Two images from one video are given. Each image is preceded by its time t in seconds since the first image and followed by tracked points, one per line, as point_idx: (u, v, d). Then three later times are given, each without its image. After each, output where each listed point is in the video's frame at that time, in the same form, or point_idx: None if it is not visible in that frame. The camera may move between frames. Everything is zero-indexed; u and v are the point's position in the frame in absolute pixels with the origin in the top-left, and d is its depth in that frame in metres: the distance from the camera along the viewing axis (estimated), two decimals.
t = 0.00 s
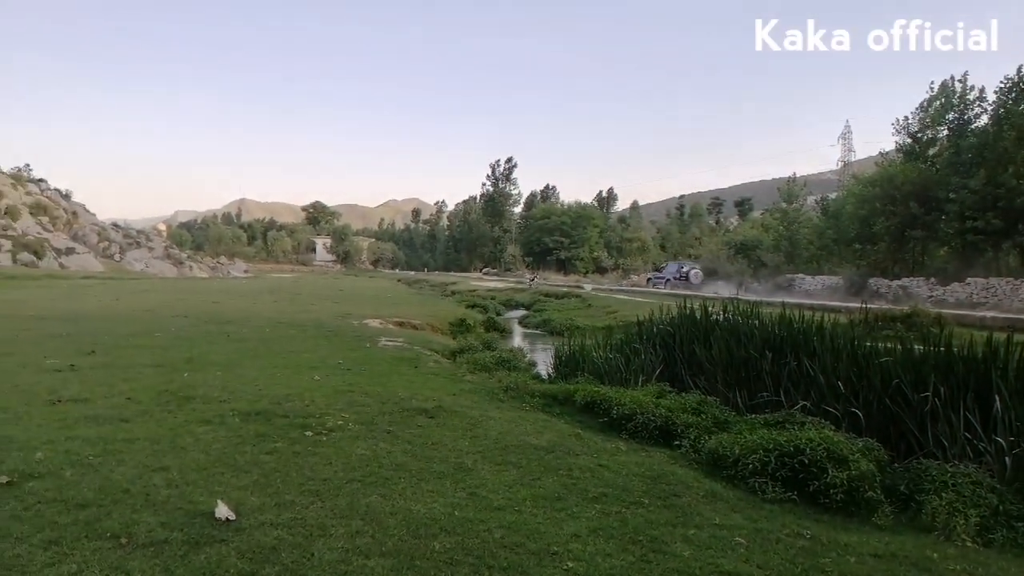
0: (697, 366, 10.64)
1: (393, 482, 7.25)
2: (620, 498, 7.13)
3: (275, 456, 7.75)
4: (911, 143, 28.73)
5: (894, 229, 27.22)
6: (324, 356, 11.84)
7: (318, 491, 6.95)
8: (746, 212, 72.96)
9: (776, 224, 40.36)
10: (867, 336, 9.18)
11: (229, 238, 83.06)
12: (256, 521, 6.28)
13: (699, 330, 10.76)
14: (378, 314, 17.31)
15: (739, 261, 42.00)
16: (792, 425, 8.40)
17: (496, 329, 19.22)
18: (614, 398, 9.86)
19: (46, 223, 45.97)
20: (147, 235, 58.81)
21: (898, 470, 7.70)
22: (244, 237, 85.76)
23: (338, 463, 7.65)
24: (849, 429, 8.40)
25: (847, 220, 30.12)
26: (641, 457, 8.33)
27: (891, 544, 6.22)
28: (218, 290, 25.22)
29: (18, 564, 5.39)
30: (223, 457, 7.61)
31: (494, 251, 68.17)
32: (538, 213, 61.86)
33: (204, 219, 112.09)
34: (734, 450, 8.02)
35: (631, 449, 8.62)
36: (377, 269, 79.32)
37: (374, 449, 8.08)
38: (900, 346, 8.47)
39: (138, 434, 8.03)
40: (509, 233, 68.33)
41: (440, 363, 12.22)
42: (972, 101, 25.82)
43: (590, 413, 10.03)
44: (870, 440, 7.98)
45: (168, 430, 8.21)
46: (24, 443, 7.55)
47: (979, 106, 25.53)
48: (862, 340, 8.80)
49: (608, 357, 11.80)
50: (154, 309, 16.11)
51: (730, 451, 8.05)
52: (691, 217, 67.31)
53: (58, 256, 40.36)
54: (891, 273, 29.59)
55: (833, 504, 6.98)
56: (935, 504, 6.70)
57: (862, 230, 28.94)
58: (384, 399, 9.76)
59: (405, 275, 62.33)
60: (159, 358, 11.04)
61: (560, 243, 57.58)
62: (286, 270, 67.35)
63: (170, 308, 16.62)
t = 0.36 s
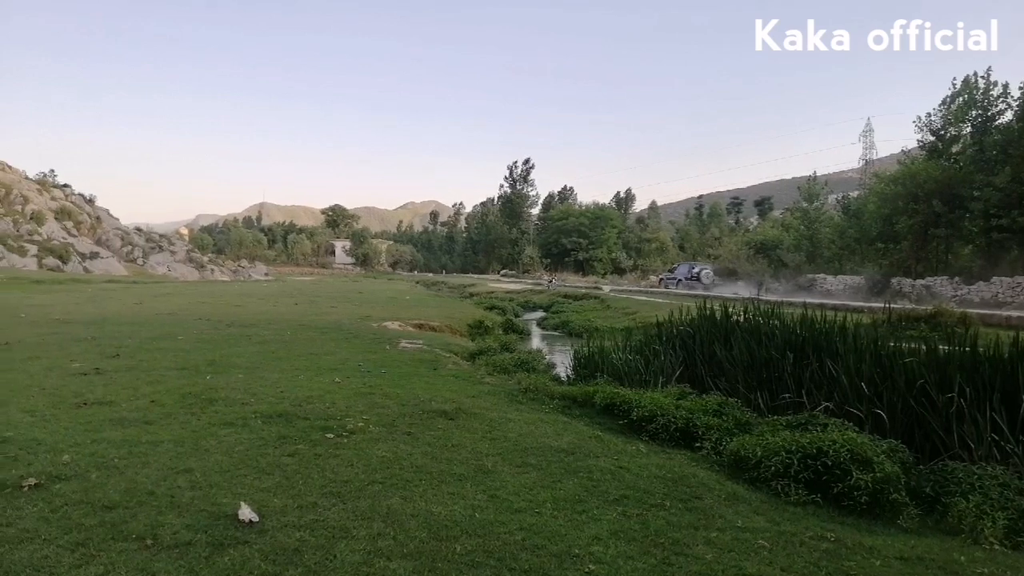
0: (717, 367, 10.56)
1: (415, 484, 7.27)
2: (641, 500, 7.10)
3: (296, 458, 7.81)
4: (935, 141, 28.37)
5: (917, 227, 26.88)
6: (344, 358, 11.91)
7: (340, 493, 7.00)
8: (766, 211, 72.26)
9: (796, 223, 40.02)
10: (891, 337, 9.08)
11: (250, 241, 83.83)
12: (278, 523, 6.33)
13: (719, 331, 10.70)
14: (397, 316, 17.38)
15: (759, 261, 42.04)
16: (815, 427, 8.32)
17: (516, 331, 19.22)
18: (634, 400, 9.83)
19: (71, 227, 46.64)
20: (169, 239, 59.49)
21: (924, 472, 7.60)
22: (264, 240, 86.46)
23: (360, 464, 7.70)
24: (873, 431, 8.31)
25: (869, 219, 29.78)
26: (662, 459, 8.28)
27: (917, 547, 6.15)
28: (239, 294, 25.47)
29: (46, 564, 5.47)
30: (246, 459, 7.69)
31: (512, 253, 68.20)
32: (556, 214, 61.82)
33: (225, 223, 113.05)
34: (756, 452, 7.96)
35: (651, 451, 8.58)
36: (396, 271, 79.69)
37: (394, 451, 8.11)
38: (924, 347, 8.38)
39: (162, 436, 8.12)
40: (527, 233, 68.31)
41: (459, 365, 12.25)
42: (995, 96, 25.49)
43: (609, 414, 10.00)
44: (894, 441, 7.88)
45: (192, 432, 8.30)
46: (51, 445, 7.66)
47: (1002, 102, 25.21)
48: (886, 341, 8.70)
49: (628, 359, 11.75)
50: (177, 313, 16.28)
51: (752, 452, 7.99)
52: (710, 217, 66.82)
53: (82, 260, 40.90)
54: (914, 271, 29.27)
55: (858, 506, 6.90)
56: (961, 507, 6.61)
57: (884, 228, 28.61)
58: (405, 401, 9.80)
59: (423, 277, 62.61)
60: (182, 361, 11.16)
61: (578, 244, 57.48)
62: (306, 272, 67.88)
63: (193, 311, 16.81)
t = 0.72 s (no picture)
0: (742, 369, 10.46)
1: (439, 485, 7.30)
2: (666, 502, 7.05)
3: (322, 458, 7.87)
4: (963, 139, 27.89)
5: (946, 226, 26.45)
6: (368, 359, 11.99)
7: (365, 493, 7.04)
8: (790, 211, 71.50)
9: (821, 223, 39.56)
10: (919, 338, 8.96)
11: (274, 244, 84.71)
12: (304, 523, 6.38)
13: (744, 332, 10.59)
14: (420, 318, 17.46)
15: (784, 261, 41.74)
16: (843, 429, 8.22)
17: (538, 332, 19.20)
18: (658, 402, 9.78)
19: (100, 230, 47.41)
20: (196, 242, 60.26)
21: (954, 475, 7.48)
22: (288, 242, 87.31)
23: (384, 465, 7.74)
24: (901, 433, 8.19)
25: (896, 219, 29.34)
26: (686, 461, 8.23)
27: (948, 550, 6.05)
28: (264, 296, 25.75)
29: (79, 561, 5.57)
30: (272, 459, 7.77)
31: (534, 254, 68.21)
32: (577, 215, 61.76)
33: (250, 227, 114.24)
34: (782, 454, 7.88)
35: (676, 453, 8.53)
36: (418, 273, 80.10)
37: (418, 451, 8.15)
38: (954, 349, 8.25)
39: (190, 436, 8.23)
40: (548, 235, 68.32)
41: (482, 366, 12.27)
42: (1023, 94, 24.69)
43: (633, 416, 9.96)
44: (923, 444, 7.77)
45: (220, 432, 8.40)
46: (83, 445, 7.80)
47: None
48: (914, 343, 8.58)
49: (651, 360, 11.67)
50: (204, 315, 16.50)
51: (778, 455, 7.92)
52: (734, 217, 66.29)
53: (111, 263, 41.55)
54: (942, 271, 28.84)
55: (886, 510, 6.80)
56: (994, 510, 6.50)
57: (912, 228, 28.20)
58: (427, 402, 9.84)
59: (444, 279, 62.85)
60: (210, 362, 11.30)
61: (600, 245, 57.35)
62: (330, 274, 68.31)
63: (220, 313, 17.02)
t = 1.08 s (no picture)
0: (766, 372, 10.36)
1: (461, 487, 7.31)
2: (689, 507, 7.01)
3: (345, 460, 7.92)
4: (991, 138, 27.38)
5: (974, 227, 25.96)
6: (390, 362, 12.04)
7: (388, 495, 7.07)
8: (815, 212, 70.74)
9: (845, 224, 39.09)
10: (948, 340, 8.83)
11: (297, 247, 85.46)
12: (328, 524, 6.43)
13: (768, 334, 10.49)
14: (442, 320, 17.51)
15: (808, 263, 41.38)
16: (869, 433, 8.11)
17: (560, 335, 19.17)
18: (681, 405, 9.72)
19: (127, 235, 48.15)
20: (220, 245, 60.94)
21: (984, 480, 7.35)
22: (311, 246, 88.03)
23: (407, 467, 7.77)
24: (929, 437, 8.06)
25: (922, 220, 28.88)
26: (710, 465, 8.16)
27: (979, 558, 5.94)
28: (287, 299, 25.99)
29: (107, 561, 5.65)
30: (296, 461, 7.83)
31: (555, 257, 68.16)
32: (598, 218, 61.68)
33: (273, 231, 115.33)
34: (807, 459, 7.80)
35: (699, 457, 8.47)
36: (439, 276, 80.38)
37: (441, 453, 8.17)
38: (983, 352, 8.13)
39: (216, 438, 8.32)
40: (569, 238, 68.26)
41: (503, 369, 12.27)
42: None
43: (655, 420, 9.90)
44: (952, 447, 7.65)
45: (245, 434, 8.48)
46: (112, 446, 7.92)
47: None
48: (942, 345, 8.46)
49: (673, 363, 11.59)
50: (229, 318, 16.68)
51: (804, 459, 7.83)
52: (757, 218, 65.71)
53: (138, 267, 42.16)
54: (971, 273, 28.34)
55: (914, 515, 6.70)
56: None
57: (939, 230, 27.74)
58: (450, 405, 9.86)
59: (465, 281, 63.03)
60: (235, 365, 11.42)
61: (621, 247, 57.14)
62: (352, 278, 68.79)
63: (245, 316, 17.21)
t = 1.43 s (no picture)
0: (790, 377, 10.25)
1: (482, 490, 7.32)
2: (711, 512, 6.96)
3: (367, 462, 7.96)
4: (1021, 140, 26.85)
5: (1002, 229, 25.41)
6: (411, 364, 12.09)
7: (410, 497, 7.09)
8: (838, 216, 69.96)
9: (870, 228, 38.57)
10: (975, 346, 8.70)
11: (319, 251, 86.13)
12: (351, 526, 6.46)
13: (792, 339, 10.39)
14: (462, 323, 17.55)
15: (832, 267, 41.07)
16: (895, 440, 8.00)
17: (580, 338, 19.13)
18: (703, 409, 9.65)
19: (153, 238, 48.81)
20: (243, 249, 61.52)
21: (1013, 487, 7.23)
22: (332, 249, 88.66)
23: (428, 469, 7.80)
24: (957, 444, 7.95)
25: (949, 224, 28.38)
26: (732, 471, 8.10)
27: (1007, 567, 5.84)
28: (309, 302, 26.17)
29: (134, 560, 5.72)
30: (319, 462, 7.89)
31: (575, 260, 68.12)
32: (619, 221, 61.54)
33: (295, 234, 116.28)
34: (832, 465, 7.71)
35: (722, 462, 8.40)
36: (460, 279, 80.61)
37: (461, 456, 8.19)
38: (1012, 358, 8.01)
39: (239, 439, 8.41)
40: (590, 241, 68.13)
41: (523, 372, 12.27)
42: None
43: (677, 424, 9.83)
44: (980, 454, 7.53)
45: (269, 435, 8.56)
46: (138, 447, 8.02)
47: None
48: (970, 350, 8.35)
49: (695, 367, 11.51)
50: (252, 320, 16.86)
51: (828, 465, 7.74)
52: (779, 221, 65.10)
53: (163, 270, 42.72)
54: (1000, 277, 27.76)
55: (942, 523, 6.59)
56: None
57: (966, 233, 27.25)
58: (471, 408, 9.87)
59: (485, 284, 63.13)
60: (258, 366, 11.53)
61: (642, 250, 56.93)
62: (374, 281, 69.17)
63: (268, 318, 17.36)
